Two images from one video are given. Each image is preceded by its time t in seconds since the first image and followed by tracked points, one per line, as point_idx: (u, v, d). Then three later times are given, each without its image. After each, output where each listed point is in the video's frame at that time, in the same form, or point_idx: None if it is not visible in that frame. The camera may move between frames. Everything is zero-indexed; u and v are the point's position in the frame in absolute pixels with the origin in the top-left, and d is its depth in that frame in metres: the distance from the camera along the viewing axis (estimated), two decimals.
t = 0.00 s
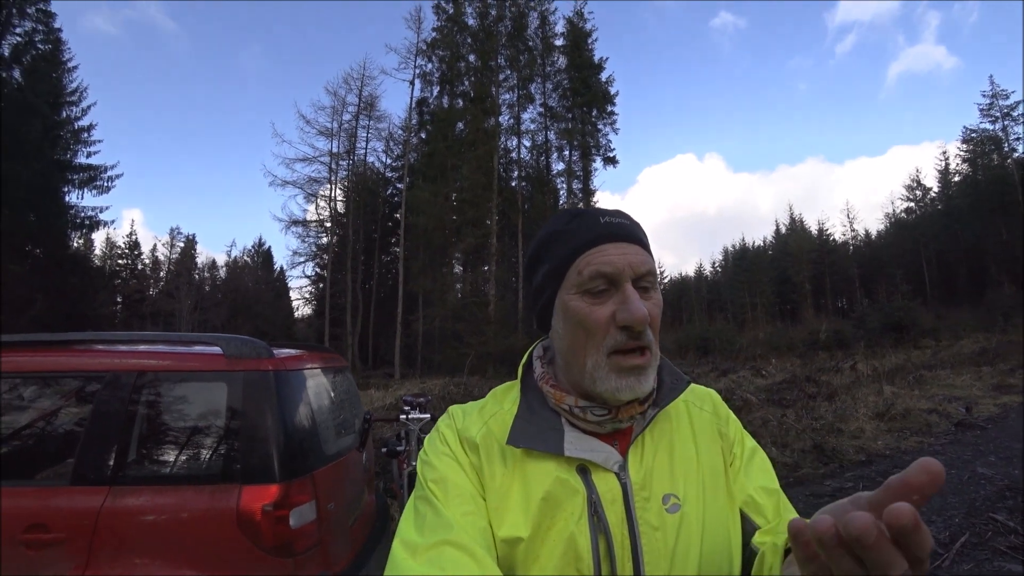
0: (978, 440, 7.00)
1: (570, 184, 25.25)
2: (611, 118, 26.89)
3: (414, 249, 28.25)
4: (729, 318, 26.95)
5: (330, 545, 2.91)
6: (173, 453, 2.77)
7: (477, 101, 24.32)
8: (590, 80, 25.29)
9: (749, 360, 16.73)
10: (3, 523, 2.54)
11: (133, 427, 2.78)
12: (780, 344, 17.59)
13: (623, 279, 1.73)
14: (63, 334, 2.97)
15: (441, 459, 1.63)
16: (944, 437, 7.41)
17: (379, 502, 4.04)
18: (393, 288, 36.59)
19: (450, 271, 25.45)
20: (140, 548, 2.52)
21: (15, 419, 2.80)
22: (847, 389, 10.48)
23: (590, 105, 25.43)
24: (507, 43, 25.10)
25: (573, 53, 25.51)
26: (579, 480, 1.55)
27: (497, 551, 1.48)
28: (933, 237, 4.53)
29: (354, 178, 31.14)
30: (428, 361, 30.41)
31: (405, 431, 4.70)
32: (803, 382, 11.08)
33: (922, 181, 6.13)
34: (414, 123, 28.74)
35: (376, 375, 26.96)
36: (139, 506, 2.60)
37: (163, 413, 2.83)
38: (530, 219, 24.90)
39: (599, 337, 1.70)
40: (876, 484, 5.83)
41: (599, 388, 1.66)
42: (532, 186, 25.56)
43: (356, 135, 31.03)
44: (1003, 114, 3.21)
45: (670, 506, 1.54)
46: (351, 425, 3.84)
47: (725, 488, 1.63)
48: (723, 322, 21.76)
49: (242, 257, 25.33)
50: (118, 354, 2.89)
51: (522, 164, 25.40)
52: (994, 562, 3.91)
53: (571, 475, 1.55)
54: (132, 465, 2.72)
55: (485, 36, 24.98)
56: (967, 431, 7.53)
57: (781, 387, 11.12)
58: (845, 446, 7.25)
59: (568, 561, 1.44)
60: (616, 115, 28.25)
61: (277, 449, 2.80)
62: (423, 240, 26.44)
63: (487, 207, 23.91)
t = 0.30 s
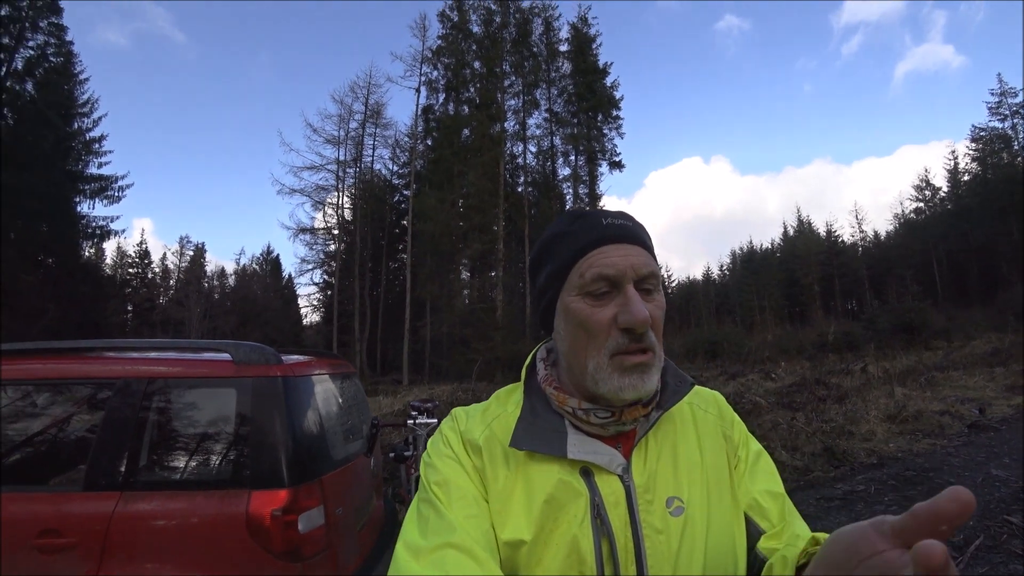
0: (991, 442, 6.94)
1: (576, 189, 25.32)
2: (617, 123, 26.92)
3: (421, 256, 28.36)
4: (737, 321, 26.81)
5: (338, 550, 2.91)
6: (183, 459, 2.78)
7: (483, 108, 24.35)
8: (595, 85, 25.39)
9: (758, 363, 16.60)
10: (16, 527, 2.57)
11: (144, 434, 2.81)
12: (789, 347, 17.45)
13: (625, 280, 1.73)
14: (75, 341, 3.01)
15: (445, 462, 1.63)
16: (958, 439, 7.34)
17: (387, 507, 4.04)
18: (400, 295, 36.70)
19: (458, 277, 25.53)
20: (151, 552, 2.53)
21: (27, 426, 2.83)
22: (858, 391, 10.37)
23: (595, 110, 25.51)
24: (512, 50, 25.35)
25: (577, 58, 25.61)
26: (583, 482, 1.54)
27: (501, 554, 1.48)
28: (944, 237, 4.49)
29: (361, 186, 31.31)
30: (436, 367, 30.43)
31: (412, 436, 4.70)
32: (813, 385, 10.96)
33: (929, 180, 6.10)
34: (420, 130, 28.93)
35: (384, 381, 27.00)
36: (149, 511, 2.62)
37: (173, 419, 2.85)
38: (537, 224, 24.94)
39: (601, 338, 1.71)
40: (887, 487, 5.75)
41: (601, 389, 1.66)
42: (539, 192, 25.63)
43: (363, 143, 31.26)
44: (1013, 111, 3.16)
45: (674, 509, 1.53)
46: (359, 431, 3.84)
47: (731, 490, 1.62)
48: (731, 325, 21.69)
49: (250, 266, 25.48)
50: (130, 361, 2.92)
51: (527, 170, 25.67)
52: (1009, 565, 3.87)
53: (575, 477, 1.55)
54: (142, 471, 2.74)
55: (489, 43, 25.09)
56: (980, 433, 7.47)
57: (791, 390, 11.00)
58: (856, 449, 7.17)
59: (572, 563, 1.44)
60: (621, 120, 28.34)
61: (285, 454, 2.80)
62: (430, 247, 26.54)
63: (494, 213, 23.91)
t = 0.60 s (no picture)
0: (1004, 448, 6.86)
1: (582, 195, 25.41)
2: (622, 129, 26.94)
3: (428, 263, 28.45)
4: (746, 327, 26.63)
5: (345, 556, 2.89)
6: (192, 465, 2.79)
7: (489, 115, 24.30)
8: (600, 90, 25.61)
9: (767, 369, 16.47)
10: (27, 533, 2.59)
11: (152, 440, 2.82)
12: (798, 352, 17.30)
13: (620, 281, 1.73)
14: (87, 348, 3.04)
15: (448, 465, 1.62)
16: (970, 444, 7.25)
17: (394, 513, 4.02)
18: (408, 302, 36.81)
19: (465, 284, 25.60)
20: (160, 557, 2.54)
21: (38, 432, 2.86)
22: (868, 396, 10.25)
23: (600, 116, 25.62)
24: (517, 57, 25.17)
25: (582, 65, 25.70)
26: (587, 484, 1.52)
27: (505, 558, 1.46)
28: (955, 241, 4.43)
29: (368, 194, 31.52)
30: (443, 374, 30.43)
31: (420, 442, 4.69)
32: (822, 390, 10.85)
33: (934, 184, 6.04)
34: (426, 138, 29.07)
35: (392, 388, 27.00)
36: (158, 515, 2.62)
37: (181, 425, 2.86)
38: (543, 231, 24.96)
39: (597, 340, 1.70)
40: (898, 493, 5.67)
41: (598, 391, 1.66)
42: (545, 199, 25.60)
43: (369, 151, 31.41)
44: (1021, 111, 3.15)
45: (679, 511, 1.51)
46: (366, 437, 3.84)
47: (738, 494, 1.60)
48: (739, 331, 21.55)
49: (258, 274, 25.66)
50: (140, 367, 2.95)
51: (533, 176, 25.63)
52: None
53: (580, 480, 1.53)
54: (151, 476, 2.75)
55: (494, 50, 25.13)
56: (993, 438, 7.39)
57: (800, 395, 10.90)
58: (865, 454, 7.09)
59: (576, 567, 1.41)
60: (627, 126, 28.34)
61: (292, 460, 2.80)
62: (437, 254, 26.64)
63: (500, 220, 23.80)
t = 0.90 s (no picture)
0: (1011, 453, 6.83)
1: (585, 200, 25.48)
2: (625, 133, 26.99)
3: (430, 267, 28.50)
4: (749, 331, 26.57)
5: (347, 564, 2.88)
6: (193, 471, 2.79)
7: (492, 119, 24.31)
8: (604, 96, 25.64)
9: (771, 374, 16.44)
10: (29, 538, 2.59)
11: (155, 445, 2.82)
12: (802, 357, 17.29)
13: (613, 292, 1.73)
14: (89, 353, 3.04)
15: (452, 473, 1.61)
16: (975, 450, 7.23)
17: (396, 520, 4.00)
18: (410, 305, 36.84)
19: (467, 288, 25.61)
20: (161, 563, 2.53)
21: (40, 437, 2.86)
22: (872, 401, 10.23)
23: (603, 121, 25.67)
24: (520, 62, 25.12)
25: (585, 69, 25.77)
26: (593, 496, 1.52)
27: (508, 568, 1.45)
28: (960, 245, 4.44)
29: (371, 198, 31.60)
30: (445, 378, 30.40)
31: (423, 447, 4.67)
32: (826, 395, 10.82)
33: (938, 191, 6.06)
34: (429, 142, 29.15)
35: (393, 392, 26.94)
36: (160, 522, 2.62)
37: (183, 431, 2.86)
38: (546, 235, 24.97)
39: (590, 352, 1.72)
40: (903, 499, 5.66)
41: (592, 404, 1.66)
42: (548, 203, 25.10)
43: (372, 154, 31.48)
44: None
45: (690, 526, 1.51)
46: (369, 443, 3.83)
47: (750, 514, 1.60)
48: (743, 335, 21.49)
49: (261, 277, 25.67)
50: (142, 372, 2.95)
51: (536, 180, 25.67)
52: None
53: (586, 491, 1.53)
54: (153, 481, 2.75)
55: (498, 55, 25.15)
56: (999, 444, 7.36)
57: (803, 400, 10.88)
58: (870, 460, 7.07)
59: None
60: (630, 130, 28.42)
61: (295, 467, 2.79)
62: (440, 257, 26.68)
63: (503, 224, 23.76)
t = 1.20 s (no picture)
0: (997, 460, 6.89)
1: (580, 202, 25.54)
2: (620, 135, 27.07)
3: (425, 266, 28.47)
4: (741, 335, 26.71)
5: (340, 563, 2.87)
6: (185, 467, 2.77)
7: (489, 120, 24.51)
8: (600, 98, 25.40)
9: (762, 378, 16.52)
10: (18, 534, 2.57)
11: (147, 441, 2.80)
12: (793, 361, 17.38)
13: (613, 306, 1.72)
14: (80, 350, 3.04)
15: (450, 478, 1.60)
16: (963, 456, 7.28)
17: (389, 519, 3.99)
18: (403, 304, 36.80)
19: (461, 288, 25.59)
20: (153, 561, 2.52)
21: (30, 433, 2.87)
22: (862, 406, 10.28)
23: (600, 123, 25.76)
24: (517, 63, 25.19)
25: (582, 72, 25.86)
26: (593, 500, 1.52)
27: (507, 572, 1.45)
28: (948, 252, 4.48)
29: (366, 196, 31.59)
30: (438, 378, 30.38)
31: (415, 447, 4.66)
32: (817, 399, 10.88)
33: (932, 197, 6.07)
34: (425, 141, 29.15)
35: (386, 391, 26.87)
36: (151, 519, 2.60)
37: (175, 427, 2.85)
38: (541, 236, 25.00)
39: (590, 366, 1.71)
40: (891, 504, 5.69)
41: (591, 419, 1.66)
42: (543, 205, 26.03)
43: (368, 153, 31.51)
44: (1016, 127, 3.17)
45: (687, 528, 1.51)
46: (362, 442, 3.82)
47: (746, 514, 1.61)
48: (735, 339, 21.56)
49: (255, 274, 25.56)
50: (133, 368, 2.92)
51: (532, 181, 25.72)
52: None
53: (585, 495, 1.52)
54: (145, 478, 2.73)
55: (495, 56, 25.23)
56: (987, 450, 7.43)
57: (794, 404, 10.93)
58: (859, 464, 7.11)
59: None
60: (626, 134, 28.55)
61: (290, 467, 2.78)
62: (435, 257, 26.67)
63: (498, 224, 23.86)
